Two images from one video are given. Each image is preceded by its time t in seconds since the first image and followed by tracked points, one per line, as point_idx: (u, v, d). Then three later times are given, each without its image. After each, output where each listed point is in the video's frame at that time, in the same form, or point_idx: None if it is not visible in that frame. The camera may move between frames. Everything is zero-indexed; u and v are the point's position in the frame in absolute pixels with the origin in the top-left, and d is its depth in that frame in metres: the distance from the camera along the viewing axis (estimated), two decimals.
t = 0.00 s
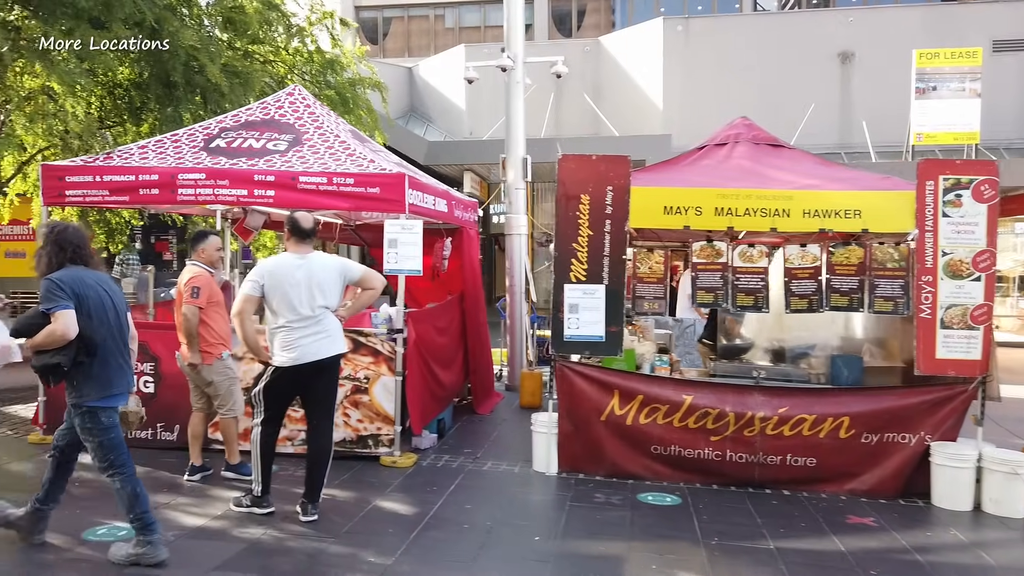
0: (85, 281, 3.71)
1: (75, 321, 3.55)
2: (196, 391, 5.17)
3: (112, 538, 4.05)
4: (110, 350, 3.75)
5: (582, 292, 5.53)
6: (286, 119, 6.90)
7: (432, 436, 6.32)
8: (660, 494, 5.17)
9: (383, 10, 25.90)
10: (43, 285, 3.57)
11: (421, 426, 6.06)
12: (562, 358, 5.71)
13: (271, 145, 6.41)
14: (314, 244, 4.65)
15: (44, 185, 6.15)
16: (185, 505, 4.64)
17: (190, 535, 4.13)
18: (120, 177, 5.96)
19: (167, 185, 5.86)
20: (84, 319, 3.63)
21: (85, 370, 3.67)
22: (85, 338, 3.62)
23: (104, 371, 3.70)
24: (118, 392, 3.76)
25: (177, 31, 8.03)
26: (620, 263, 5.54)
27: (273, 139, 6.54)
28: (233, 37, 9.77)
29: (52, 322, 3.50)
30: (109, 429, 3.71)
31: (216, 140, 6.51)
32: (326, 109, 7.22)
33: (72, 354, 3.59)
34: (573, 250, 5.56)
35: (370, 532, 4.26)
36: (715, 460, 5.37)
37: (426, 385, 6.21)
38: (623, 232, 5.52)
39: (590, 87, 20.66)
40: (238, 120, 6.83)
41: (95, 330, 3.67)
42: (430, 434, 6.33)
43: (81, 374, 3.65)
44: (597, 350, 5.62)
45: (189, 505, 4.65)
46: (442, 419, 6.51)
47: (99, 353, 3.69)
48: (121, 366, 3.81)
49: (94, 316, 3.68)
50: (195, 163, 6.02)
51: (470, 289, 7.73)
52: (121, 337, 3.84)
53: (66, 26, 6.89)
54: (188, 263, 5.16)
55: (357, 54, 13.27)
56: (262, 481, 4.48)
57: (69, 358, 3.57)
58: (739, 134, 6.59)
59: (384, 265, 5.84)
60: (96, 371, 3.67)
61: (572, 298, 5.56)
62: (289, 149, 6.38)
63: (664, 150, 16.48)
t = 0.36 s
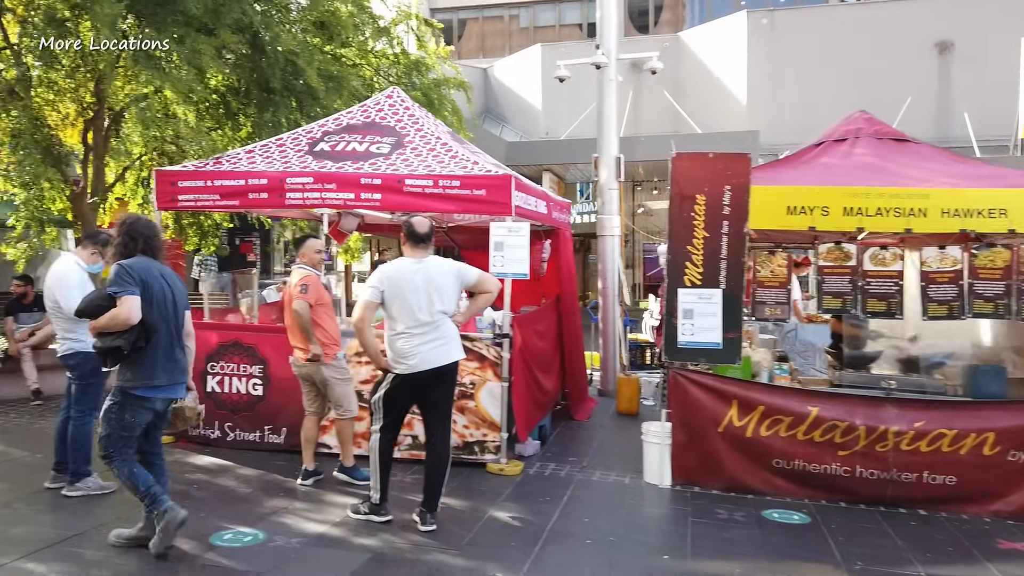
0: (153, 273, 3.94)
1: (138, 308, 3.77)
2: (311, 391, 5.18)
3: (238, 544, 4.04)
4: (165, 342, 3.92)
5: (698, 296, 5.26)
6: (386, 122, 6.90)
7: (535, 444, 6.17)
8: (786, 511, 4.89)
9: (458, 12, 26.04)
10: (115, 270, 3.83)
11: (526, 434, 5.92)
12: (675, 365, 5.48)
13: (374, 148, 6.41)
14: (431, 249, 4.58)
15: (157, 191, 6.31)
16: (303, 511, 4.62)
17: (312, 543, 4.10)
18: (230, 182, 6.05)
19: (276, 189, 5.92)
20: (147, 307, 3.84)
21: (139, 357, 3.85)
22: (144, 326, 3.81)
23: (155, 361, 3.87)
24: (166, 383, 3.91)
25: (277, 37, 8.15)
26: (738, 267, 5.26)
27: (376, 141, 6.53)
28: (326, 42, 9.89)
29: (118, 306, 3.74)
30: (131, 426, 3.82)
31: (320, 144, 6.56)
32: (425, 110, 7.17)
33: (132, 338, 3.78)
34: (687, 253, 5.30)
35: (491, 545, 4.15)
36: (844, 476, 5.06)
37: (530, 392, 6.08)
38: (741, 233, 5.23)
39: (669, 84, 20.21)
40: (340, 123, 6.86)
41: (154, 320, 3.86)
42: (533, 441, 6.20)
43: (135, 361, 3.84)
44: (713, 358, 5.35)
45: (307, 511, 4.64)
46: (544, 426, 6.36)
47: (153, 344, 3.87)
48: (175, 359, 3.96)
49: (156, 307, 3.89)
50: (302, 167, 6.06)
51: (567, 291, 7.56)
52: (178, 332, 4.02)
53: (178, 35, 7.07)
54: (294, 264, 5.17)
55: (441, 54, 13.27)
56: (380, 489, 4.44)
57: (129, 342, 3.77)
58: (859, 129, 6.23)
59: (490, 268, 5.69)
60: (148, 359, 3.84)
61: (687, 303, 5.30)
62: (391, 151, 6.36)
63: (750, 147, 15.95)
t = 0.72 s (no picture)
0: (233, 281, 4.04)
1: (217, 316, 3.85)
2: (437, 393, 5.15)
3: (377, 545, 4.05)
4: (247, 347, 3.97)
5: (839, 298, 4.99)
6: (501, 121, 6.85)
7: (656, 450, 5.99)
8: (941, 530, 4.57)
9: (548, 11, 25.93)
10: (196, 281, 3.95)
11: (649, 438, 5.75)
12: (813, 371, 5.21)
13: (491, 148, 6.37)
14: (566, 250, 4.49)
15: (282, 194, 6.47)
16: (434, 513, 4.60)
17: (449, 546, 4.07)
18: (352, 184, 6.14)
19: (396, 191, 5.97)
20: (226, 316, 3.93)
21: (224, 363, 3.93)
22: (223, 335, 3.89)
23: (237, 365, 3.94)
24: (250, 386, 3.97)
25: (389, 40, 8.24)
26: (883, 267, 4.95)
27: (492, 142, 6.49)
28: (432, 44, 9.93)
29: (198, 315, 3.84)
30: (213, 423, 3.96)
31: (437, 145, 6.57)
32: (538, 109, 7.09)
33: (214, 346, 3.87)
34: (827, 252, 5.03)
35: (631, 556, 4.01)
36: (1005, 493, 4.69)
37: (652, 395, 5.92)
38: (887, 231, 4.92)
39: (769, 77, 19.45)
40: (455, 124, 6.86)
41: (234, 327, 3.94)
42: (654, 447, 6.03)
43: (218, 366, 3.92)
44: (854, 364, 5.05)
45: (437, 512, 4.62)
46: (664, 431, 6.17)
47: (234, 349, 3.94)
48: (258, 363, 4.01)
49: (236, 314, 3.97)
50: (422, 168, 6.08)
51: (683, 292, 7.35)
52: (262, 337, 4.07)
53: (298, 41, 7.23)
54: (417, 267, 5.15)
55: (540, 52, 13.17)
56: (514, 493, 4.37)
57: (211, 350, 3.87)
58: (1011, 120, 5.78)
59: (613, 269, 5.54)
60: (231, 364, 3.92)
61: (826, 305, 5.04)
62: (509, 151, 6.31)
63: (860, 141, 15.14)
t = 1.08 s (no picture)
0: (310, 275, 4.23)
1: (292, 312, 4.05)
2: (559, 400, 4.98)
3: (513, 556, 3.97)
4: (322, 339, 4.19)
5: (999, 305, 4.61)
6: (615, 120, 6.68)
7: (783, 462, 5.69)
8: None
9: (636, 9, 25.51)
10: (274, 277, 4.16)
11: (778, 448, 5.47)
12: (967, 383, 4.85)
13: (608, 148, 6.21)
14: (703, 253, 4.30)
15: (397, 198, 6.51)
16: (564, 523, 4.48)
17: (586, 559, 3.96)
18: (467, 187, 6.11)
19: (513, 193, 5.90)
20: (302, 310, 4.14)
21: (302, 355, 4.16)
22: (299, 329, 4.11)
23: (317, 356, 4.17)
24: (326, 376, 4.20)
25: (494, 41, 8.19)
26: None
27: (608, 142, 6.34)
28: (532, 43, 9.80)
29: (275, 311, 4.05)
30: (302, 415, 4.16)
31: (551, 146, 6.46)
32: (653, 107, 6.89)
33: (290, 341, 4.10)
34: (985, 256, 4.66)
35: None
36: None
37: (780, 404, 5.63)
38: None
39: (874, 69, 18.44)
40: (568, 125, 6.74)
41: (308, 320, 4.14)
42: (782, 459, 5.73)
43: (297, 359, 4.16)
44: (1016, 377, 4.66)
45: (567, 523, 4.51)
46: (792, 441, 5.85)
47: (311, 340, 4.16)
48: (334, 353, 4.23)
49: (314, 308, 4.18)
50: (539, 171, 5.99)
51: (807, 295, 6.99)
52: (337, 327, 4.28)
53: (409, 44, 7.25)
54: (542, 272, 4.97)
55: (638, 49, 12.87)
56: (650, 507, 4.23)
57: (288, 344, 4.09)
58: None
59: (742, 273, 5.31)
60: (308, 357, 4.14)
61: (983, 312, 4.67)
62: (627, 151, 6.14)
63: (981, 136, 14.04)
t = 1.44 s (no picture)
0: (381, 281, 4.23)
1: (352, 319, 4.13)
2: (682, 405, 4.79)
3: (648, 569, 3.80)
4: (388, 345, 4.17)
5: None
6: (728, 113, 6.41)
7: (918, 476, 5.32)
8: None
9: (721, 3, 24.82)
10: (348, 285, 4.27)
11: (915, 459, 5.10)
12: None
13: (722, 143, 5.96)
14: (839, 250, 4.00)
15: (503, 196, 6.42)
16: (695, 534, 4.28)
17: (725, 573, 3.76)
18: (576, 184, 5.96)
19: (624, 190, 5.71)
20: (369, 316, 4.19)
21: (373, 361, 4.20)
22: (363, 335, 4.16)
23: (390, 358, 4.17)
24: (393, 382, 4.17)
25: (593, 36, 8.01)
26: None
27: (723, 136, 6.07)
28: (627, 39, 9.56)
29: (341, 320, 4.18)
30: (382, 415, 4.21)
31: (661, 141, 6.24)
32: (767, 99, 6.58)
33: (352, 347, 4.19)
34: None
35: None
36: None
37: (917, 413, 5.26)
38: None
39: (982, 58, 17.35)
40: (678, 119, 6.50)
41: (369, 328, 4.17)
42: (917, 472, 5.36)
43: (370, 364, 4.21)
44: None
45: (697, 534, 4.31)
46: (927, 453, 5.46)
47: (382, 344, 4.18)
48: (403, 358, 4.18)
49: (384, 312, 4.18)
50: (651, 167, 5.78)
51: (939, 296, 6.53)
52: (407, 332, 4.21)
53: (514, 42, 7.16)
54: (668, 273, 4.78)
55: (733, 42, 12.43)
56: (789, 521, 4.00)
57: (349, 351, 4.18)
58: None
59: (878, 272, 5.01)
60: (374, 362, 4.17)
61: None
62: (744, 145, 5.86)
63: None
